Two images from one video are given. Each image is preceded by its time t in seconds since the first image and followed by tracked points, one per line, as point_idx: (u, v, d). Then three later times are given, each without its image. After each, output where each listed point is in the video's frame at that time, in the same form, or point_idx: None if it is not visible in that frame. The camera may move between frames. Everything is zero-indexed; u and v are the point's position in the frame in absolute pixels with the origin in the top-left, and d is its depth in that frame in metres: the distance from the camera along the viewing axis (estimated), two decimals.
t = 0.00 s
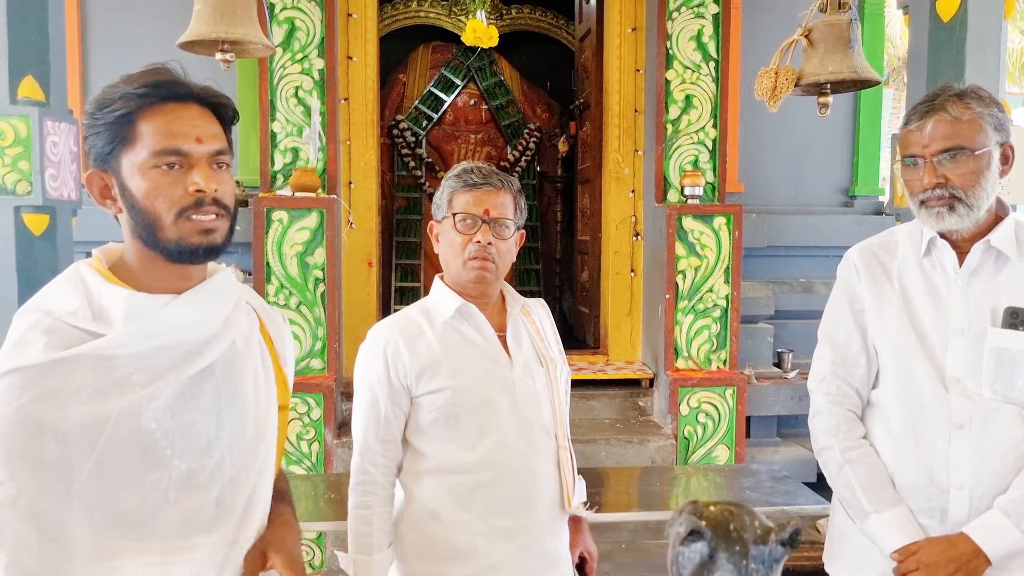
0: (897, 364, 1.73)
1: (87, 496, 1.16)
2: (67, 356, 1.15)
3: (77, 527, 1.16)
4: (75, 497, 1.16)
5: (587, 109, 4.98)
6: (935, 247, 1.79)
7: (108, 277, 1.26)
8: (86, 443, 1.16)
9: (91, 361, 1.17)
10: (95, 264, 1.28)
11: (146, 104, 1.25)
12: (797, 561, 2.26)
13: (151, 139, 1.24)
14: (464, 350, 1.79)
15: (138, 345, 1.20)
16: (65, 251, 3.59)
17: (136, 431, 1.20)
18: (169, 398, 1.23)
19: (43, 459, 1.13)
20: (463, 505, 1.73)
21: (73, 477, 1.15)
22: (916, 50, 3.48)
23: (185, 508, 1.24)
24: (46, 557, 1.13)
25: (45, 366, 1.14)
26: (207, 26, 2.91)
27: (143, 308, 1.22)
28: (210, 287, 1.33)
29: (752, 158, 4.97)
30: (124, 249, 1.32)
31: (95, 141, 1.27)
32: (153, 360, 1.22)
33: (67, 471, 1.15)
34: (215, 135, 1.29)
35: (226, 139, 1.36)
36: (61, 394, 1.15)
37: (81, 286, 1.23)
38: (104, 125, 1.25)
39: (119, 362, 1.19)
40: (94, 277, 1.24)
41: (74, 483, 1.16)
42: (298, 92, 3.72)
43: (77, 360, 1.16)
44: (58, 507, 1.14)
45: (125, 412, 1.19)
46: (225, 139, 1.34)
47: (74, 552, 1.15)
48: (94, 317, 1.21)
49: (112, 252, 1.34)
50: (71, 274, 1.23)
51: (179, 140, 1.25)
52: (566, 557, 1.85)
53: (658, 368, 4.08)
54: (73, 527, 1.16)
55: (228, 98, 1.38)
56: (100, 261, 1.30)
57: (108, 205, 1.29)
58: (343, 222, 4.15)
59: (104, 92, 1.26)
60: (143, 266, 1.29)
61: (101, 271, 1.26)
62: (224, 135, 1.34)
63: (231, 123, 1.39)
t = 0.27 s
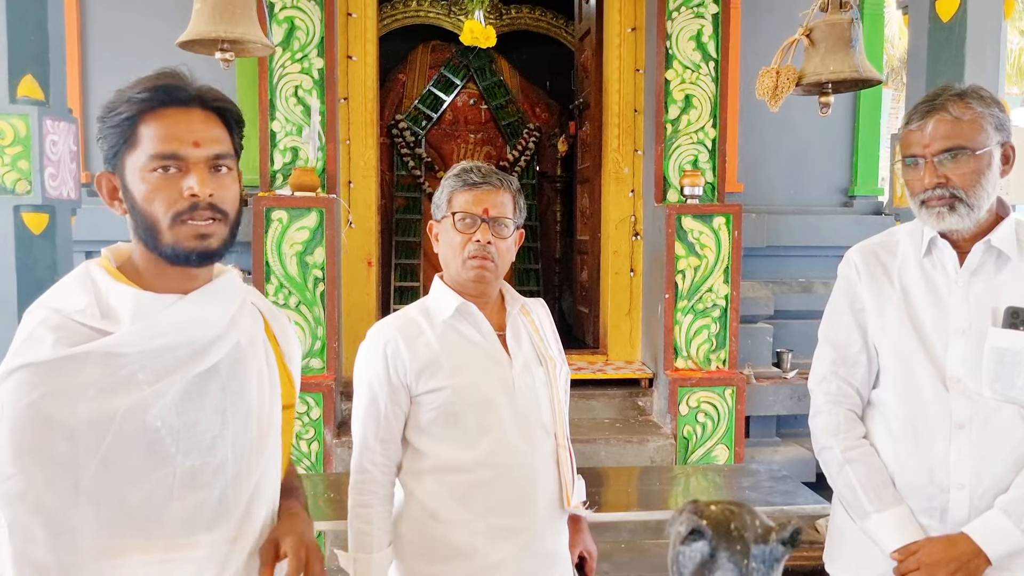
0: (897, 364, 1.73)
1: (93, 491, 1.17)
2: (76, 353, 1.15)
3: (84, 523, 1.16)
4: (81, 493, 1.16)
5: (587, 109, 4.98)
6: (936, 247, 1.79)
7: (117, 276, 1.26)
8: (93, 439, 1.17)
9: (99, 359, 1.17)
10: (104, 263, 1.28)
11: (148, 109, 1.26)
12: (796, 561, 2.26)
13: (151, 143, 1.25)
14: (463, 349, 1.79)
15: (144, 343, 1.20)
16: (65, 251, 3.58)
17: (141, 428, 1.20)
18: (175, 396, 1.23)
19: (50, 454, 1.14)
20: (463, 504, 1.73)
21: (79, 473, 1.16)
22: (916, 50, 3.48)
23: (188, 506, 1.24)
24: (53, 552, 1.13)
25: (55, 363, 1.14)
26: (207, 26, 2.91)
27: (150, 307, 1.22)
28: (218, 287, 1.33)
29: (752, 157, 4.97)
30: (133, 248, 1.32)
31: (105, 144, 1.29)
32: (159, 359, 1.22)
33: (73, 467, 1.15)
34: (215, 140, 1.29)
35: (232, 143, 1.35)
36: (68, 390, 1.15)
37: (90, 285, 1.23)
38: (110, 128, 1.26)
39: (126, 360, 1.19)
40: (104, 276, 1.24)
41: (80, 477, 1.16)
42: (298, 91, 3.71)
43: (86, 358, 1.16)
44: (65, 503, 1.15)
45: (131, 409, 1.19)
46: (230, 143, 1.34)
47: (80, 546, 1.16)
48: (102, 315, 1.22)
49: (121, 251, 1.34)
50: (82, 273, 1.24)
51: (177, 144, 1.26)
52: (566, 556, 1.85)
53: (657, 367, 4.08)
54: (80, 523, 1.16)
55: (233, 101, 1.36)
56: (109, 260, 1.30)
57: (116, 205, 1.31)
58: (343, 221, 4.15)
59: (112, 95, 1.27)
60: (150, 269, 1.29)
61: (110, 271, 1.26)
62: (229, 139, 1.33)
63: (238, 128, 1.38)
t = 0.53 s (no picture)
0: (896, 364, 1.73)
1: (91, 488, 1.17)
2: (75, 351, 1.15)
3: (82, 520, 1.16)
4: (80, 489, 1.16)
5: (585, 109, 4.98)
6: (935, 248, 1.80)
7: (119, 276, 1.26)
8: (92, 436, 1.17)
9: (97, 357, 1.17)
10: (107, 264, 1.28)
11: (156, 113, 1.26)
12: (795, 562, 2.27)
13: (157, 147, 1.25)
14: (462, 349, 1.79)
15: (143, 342, 1.20)
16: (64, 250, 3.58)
17: (140, 427, 1.20)
18: (174, 395, 1.23)
19: (49, 451, 1.14)
20: (462, 503, 1.73)
21: (78, 470, 1.16)
22: (914, 50, 3.48)
23: (186, 505, 1.23)
24: (53, 550, 1.13)
25: (54, 361, 1.14)
26: (206, 25, 2.90)
27: (150, 307, 1.22)
28: (219, 288, 1.33)
29: (750, 158, 4.97)
30: (137, 250, 1.32)
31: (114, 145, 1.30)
32: (159, 358, 1.22)
33: (71, 464, 1.16)
34: (219, 146, 1.29)
35: (238, 150, 1.35)
36: (66, 388, 1.15)
37: (92, 284, 1.23)
38: (119, 129, 1.27)
39: (124, 359, 1.19)
40: (106, 276, 1.24)
41: (78, 474, 1.16)
42: (297, 91, 3.71)
43: (84, 356, 1.16)
44: (64, 500, 1.15)
45: (130, 408, 1.19)
46: (236, 150, 1.34)
47: (79, 543, 1.16)
48: (102, 314, 1.21)
49: (125, 252, 1.34)
50: (84, 273, 1.24)
51: (180, 149, 1.26)
52: (565, 556, 1.85)
53: (656, 367, 4.08)
54: (78, 520, 1.16)
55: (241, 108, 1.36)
56: (112, 262, 1.30)
57: (121, 206, 1.31)
58: (341, 221, 4.15)
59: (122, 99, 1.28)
60: (154, 272, 1.29)
61: (114, 273, 1.26)
62: (235, 145, 1.33)
63: (246, 135, 1.38)
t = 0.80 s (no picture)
0: (896, 364, 1.74)
1: (90, 487, 1.18)
2: (74, 350, 1.16)
3: (81, 519, 1.17)
4: (78, 488, 1.17)
5: (585, 108, 4.98)
6: (935, 248, 1.80)
7: (120, 276, 1.26)
8: (90, 434, 1.17)
9: (97, 356, 1.17)
10: (108, 264, 1.28)
11: (154, 109, 1.27)
12: (796, 561, 2.27)
13: (156, 142, 1.26)
14: (462, 348, 1.79)
15: (143, 342, 1.20)
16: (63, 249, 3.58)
17: (139, 427, 1.20)
18: (173, 396, 1.23)
19: (48, 450, 1.14)
20: (462, 503, 1.73)
21: (77, 469, 1.16)
22: (915, 50, 3.48)
23: (185, 505, 1.23)
24: (51, 548, 1.14)
25: (53, 359, 1.15)
26: (206, 25, 2.90)
27: (150, 306, 1.22)
28: (221, 289, 1.32)
29: (750, 157, 4.97)
30: (138, 250, 1.32)
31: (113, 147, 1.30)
32: (159, 358, 1.22)
33: (70, 463, 1.16)
34: (218, 139, 1.29)
35: (236, 145, 1.35)
36: (65, 387, 1.16)
37: (93, 284, 1.23)
38: (117, 129, 1.28)
39: (124, 358, 1.19)
40: (107, 276, 1.24)
41: (77, 472, 1.17)
42: (296, 90, 3.71)
43: (83, 355, 1.17)
44: (62, 500, 1.15)
45: (129, 408, 1.19)
46: (234, 145, 1.34)
47: (77, 542, 1.17)
48: (102, 313, 1.22)
49: (127, 253, 1.34)
50: (86, 274, 1.24)
51: (179, 143, 1.26)
52: (564, 556, 1.85)
53: (655, 367, 4.08)
54: (76, 519, 1.16)
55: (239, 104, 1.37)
56: (114, 262, 1.30)
57: (122, 207, 1.31)
58: (341, 220, 4.14)
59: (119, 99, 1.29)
60: (155, 269, 1.30)
61: (116, 273, 1.26)
62: (233, 141, 1.34)
63: (244, 132, 1.39)
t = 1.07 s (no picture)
0: (896, 363, 1.74)
1: (89, 488, 1.17)
2: (73, 349, 1.15)
3: (80, 519, 1.16)
4: (77, 488, 1.16)
5: (585, 108, 4.98)
6: (935, 247, 1.79)
7: (117, 274, 1.26)
8: (90, 434, 1.17)
9: (95, 355, 1.17)
10: (105, 263, 1.28)
11: (150, 108, 1.27)
12: (795, 561, 2.27)
13: (152, 141, 1.26)
14: (463, 347, 1.79)
15: (141, 341, 1.20)
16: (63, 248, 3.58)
17: (138, 427, 1.20)
18: (173, 395, 1.23)
19: (46, 451, 1.13)
20: (461, 502, 1.73)
21: (76, 469, 1.16)
22: (915, 49, 3.49)
23: (185, 505, 1.23)
24: (50, 549, 1.13)
25: (51, 359, 1.14)
26: (207, 23, 2.90)
27: (148, 305, 1.22)
28: (215, 289, 1.33)
29: (750, 157, 4.97)
30: (134, 249, 1.32)
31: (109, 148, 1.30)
32: (158, 357, 1.22)
33: (69, 463, 1.15)
34: (215, 138, 1.29)
35: (231, 145, 1.36)
36: (64, 387, 1.15)
37: (90, 283, 1.23)
38: (113, 129, 1.28)
39: (123, 357, 1.19)
40: (104, 274, 1.24)
41: (77, 470, 1.16)
42: (296, 89, 3.71)
43: (82, 354, 1.16)
44: (60, 501, 1.14)
45: (129, 407, 1.19)
46: (230, 145, 1.34)
47: (76, 543, 1.16)
48: (100, 312, 1.21)
49: (122, 253, 1.34)
50: (84, 273, 1.24)
51: (176, 142, 1.26)
52: (564, 555, 1.85)
53: (655, 366, 4.08)
54: (75, 520, 1.16)
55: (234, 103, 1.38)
56: (110, 261, 1.30)
57: (119, 208, 1.31)
58: (341, 219, 4.14)
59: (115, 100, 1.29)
60: (149, 267, 1.30)
61: (112, 271, 1.26)
62: (229, 140, 1.34)
63: (239, 130, 1.39)
